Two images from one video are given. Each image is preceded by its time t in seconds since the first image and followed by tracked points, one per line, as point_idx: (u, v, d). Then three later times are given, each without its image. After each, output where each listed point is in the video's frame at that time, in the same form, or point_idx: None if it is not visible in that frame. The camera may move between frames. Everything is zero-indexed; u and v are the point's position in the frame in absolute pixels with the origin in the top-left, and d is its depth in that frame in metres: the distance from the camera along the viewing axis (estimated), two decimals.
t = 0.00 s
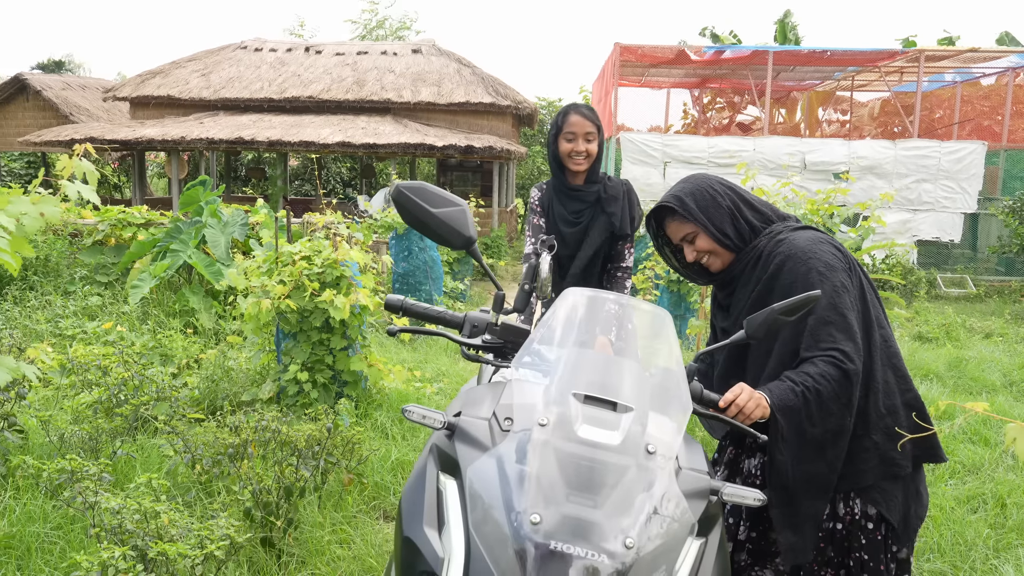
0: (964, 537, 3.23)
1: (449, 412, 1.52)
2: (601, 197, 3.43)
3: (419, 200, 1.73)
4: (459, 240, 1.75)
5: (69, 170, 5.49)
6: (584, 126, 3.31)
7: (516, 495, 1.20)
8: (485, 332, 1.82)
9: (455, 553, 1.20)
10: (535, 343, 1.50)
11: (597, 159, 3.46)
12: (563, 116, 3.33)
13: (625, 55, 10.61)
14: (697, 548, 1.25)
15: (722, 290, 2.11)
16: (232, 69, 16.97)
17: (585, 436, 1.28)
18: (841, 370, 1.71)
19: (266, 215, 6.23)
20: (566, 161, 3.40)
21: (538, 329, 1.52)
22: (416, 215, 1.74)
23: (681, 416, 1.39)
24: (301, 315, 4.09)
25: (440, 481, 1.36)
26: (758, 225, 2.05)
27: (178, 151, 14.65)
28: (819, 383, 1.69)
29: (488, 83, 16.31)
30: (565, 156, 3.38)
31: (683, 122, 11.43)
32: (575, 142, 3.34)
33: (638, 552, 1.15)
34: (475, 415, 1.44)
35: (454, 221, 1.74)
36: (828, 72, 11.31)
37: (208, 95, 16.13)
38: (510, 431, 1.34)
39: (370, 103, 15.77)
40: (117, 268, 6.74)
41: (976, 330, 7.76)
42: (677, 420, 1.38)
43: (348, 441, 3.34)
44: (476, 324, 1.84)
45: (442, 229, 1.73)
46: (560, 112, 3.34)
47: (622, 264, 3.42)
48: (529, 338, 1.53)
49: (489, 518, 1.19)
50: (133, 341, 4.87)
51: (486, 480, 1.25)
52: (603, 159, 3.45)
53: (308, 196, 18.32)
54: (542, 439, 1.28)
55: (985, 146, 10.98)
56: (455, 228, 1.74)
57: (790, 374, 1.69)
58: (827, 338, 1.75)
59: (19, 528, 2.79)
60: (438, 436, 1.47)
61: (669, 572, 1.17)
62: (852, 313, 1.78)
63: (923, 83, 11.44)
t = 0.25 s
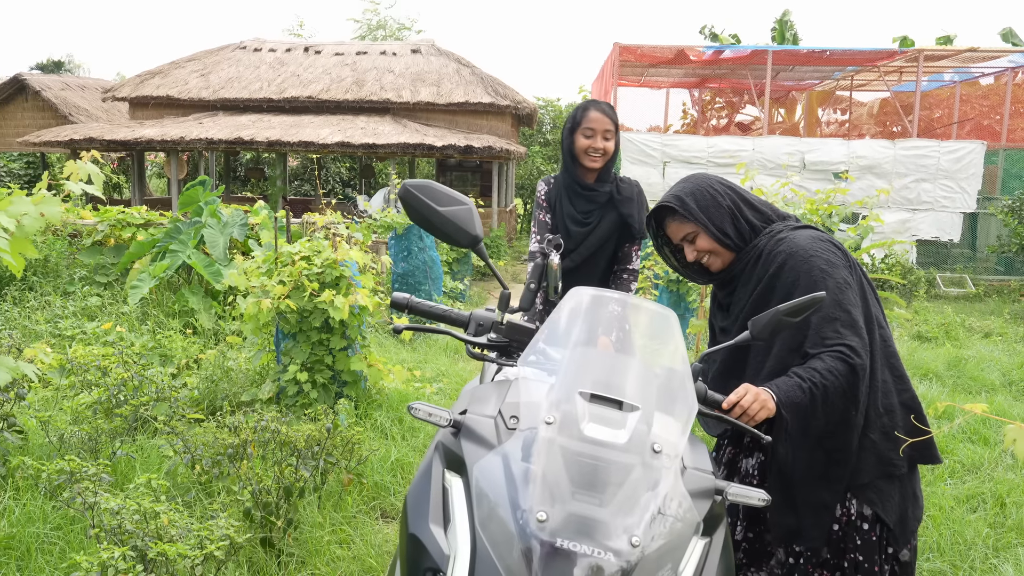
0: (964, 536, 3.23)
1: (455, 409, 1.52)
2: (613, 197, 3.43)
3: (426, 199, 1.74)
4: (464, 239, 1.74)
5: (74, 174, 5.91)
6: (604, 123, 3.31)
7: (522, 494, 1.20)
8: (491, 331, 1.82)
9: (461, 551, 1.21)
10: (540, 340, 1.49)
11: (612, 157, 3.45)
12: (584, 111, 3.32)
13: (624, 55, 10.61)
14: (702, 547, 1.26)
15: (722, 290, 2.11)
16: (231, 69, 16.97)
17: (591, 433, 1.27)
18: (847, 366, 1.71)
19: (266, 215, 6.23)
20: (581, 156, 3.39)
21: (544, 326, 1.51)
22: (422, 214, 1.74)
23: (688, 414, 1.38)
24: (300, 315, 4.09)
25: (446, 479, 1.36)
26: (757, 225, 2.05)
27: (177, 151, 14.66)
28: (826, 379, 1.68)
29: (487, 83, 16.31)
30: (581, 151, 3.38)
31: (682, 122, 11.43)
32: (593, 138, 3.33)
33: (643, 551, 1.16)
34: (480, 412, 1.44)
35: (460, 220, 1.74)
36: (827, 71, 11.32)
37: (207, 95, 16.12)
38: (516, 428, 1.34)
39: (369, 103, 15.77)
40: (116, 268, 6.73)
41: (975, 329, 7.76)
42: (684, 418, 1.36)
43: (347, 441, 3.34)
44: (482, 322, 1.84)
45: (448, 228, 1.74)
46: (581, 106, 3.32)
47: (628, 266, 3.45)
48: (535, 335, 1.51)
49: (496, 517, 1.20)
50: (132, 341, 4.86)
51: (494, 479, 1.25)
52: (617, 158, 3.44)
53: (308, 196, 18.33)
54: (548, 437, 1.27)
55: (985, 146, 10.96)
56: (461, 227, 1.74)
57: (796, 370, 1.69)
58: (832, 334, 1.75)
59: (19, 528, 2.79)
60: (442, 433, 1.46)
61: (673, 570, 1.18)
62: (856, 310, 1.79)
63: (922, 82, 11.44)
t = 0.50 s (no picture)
0: (964, 535, 3.23)
1: (459, 407, 1.51)
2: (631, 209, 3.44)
3: (431, 197, 1.74)
4: (469, 238, 1.74)
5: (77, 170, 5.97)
6: (642, 138, 3.25)
7: (527, 493, 1.21)
8: (494, 329, 1.82)
9: (466, 550, 1.21)
10: (543, 340, 1.49)
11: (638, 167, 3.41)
12: (626, 120, 3.23)
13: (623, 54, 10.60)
14: (706, 546, 1.26)
15: (722, 288, 2.11)
16: (230, 69, 16.97)
17: (596, 432, 1.27)
18: (849, 363, 1.71)
19: (265, 215, 6.22)
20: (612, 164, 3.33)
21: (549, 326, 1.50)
22: (428, 213, 1.75)
23: (692, 413, 1.37)
24: (300, 315, 4.08)
25: (450, 477, 1.36)
26: (757, 223, 2.05)
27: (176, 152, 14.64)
28: (830, 376, 1.68)
29: (487, 83, 16.31)
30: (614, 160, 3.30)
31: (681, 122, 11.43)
32: (629, 151, 3.27)
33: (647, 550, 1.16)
34: (484, 410, 1.43)
35: (465, 219, 1.74)
36: (826, 71, 11.32)
37: (206, 96, 16.12)
38: (521, 427, 1.33)
39: (368, 103, 15.77)
40: (115, 269, 6.73)
41: (975, 328, 7.76)
42: (688, 417, 1.36)
43: (347, 441, 3.33)
44: (486, 321, 1.84)
45: (452, 226, 1.74)
46: (624, 115, 3.23)
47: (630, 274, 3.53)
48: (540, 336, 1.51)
49: (501, 516, 1.20)
50: (131, 341, 4.85)
51: (498, 478, 1.25)
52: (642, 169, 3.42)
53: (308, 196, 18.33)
54: (553, 436, 1.27)
55: (984, 144, 10.85)
56: (466, 226, 1.74)
57: (799, 368, 1.68)
58: (834, 331, 1.75)
59: (19, 529, 2.79)
60: (446, 432, 1.46)
61: (677, 569, 1.18)
62: (857, 307, 1.79)
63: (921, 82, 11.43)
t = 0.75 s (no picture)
0: (963, 535, 3.23)
1: (458, 407, 1.51)
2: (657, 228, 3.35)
3: (430, 197, 1.74)
4: (468, 237, 1.74)
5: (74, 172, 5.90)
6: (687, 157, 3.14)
7: (526, 493, 1.20)
8: (494, 329, 1.82)
9: (465, 549, 1.21)
10: (542, 340, 1.48)
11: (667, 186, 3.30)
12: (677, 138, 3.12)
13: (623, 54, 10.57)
14: (706, 545, 1.26)
15: (720, 287, 2.10)
16: (229, 69, 16.96)
17: (595, 431, 1.27)
18: (849, 361, 1.70)
19: (264, 214, 6.22)
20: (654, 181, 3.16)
21: (548, 326, 1.50)
22: (427, 213, 1.75)
23: (691, 412, 1.37)
24: (299, 315, 4.08)
25: (449, 477, 1.36)
26: (757, 222, 2.05)
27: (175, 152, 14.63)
28: (830, 374, 1.68)
29: (486, 83, 16.31)
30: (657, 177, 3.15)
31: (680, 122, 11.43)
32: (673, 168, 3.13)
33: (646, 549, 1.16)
34: (484, 410, 1.43)
35: (464, 218, 1.74)
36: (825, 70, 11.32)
37: (205, 96, 16.11)
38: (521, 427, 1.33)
39: (367, 103, 15.76)
40: (114, 269, 6.72)
41: (974, 328, 7.77)
42: (687, 416, 1.36)
43: (346, 441, 3.33)
44: (485, 321, 1.84)
45: (452, 226, 1.73)
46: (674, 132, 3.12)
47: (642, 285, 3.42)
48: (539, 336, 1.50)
49: (501, 516, 1.20)
50: (130, 341, 4.85)
51: (497, 478, 1.25)
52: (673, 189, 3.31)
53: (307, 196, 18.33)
54: (552, 436, 1.27)
55: (983, 144, 10.91)
56: (465, 226, 1.74)
57: (799, 367, 1.68)
58: (833, 329, 1.75)
59: (17, 529, 2.78)
60: (446, 431, 1.45)
61: (677, 569, 1.18)
62: (856, 305, 1.79)
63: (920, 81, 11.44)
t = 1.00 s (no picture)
0: (962, 533, 3.23)
1: (458, 404, 1.51)
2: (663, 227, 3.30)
3: (430, 194, 1.74)
4: (468, 235, 1.73)
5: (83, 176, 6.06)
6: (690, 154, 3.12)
7: (527, 491, 1.20)
8: (494, 326, 1.82)
9: (465, 547, 1.21)
10: (542, 337, 1.49)
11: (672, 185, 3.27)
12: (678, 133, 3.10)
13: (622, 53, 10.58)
14: (705, 544, 1.26)
15: (722, 278, 2.10)
16: (228, 69, 16.95)
17: (595, 429, 1.27)
18: (850, 357, 1.71)
19: (263, 214, 6.22)
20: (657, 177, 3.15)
21: (548, 323, 1.50)
22: (427, 210, 1.75)
23: (691, 410, 1.37)
24: (299, 314, 4.08)
25: (449, 474, 1.36)
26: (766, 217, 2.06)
27: (174, 152, 14.62)
28: (831, 370, 1.68)
29: (485, 82, 16.30)
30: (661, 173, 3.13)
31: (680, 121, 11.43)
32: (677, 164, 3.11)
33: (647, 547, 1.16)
34: (484, 408, 1.43)
35: (464, 215, 1.74)
36: (824, 70, 11.32)
37: (204, 95, 16.10)
38: (521, 424, 1.33)
39: (366, 102, 15.76)
40: (113, 268, 6.72)
41: (973, 327, 7.77)
42: (687, 415, 1.36)
43: (345, 440, 3.33)
44: (485, 319, 1.85)
45: (452, 223, 1.73)
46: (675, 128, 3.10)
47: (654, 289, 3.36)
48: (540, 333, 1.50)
49: (501, 513, 1.20)
50: (129, 340, 4.84)
51: (497, 476, 1.25)
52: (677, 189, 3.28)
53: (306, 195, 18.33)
54: (552, 433, 1.27)
55: (982, 143, 10.95)
56: (465, 223, 1.73)
57: (801, 362, 1.68)
58: (835, 325, 1.75)
59: (16, 528, 2.79)
60: (446, 429, 1.45)
61: (677, 567, 1.18)
62: (859, 302, 1.79)
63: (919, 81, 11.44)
